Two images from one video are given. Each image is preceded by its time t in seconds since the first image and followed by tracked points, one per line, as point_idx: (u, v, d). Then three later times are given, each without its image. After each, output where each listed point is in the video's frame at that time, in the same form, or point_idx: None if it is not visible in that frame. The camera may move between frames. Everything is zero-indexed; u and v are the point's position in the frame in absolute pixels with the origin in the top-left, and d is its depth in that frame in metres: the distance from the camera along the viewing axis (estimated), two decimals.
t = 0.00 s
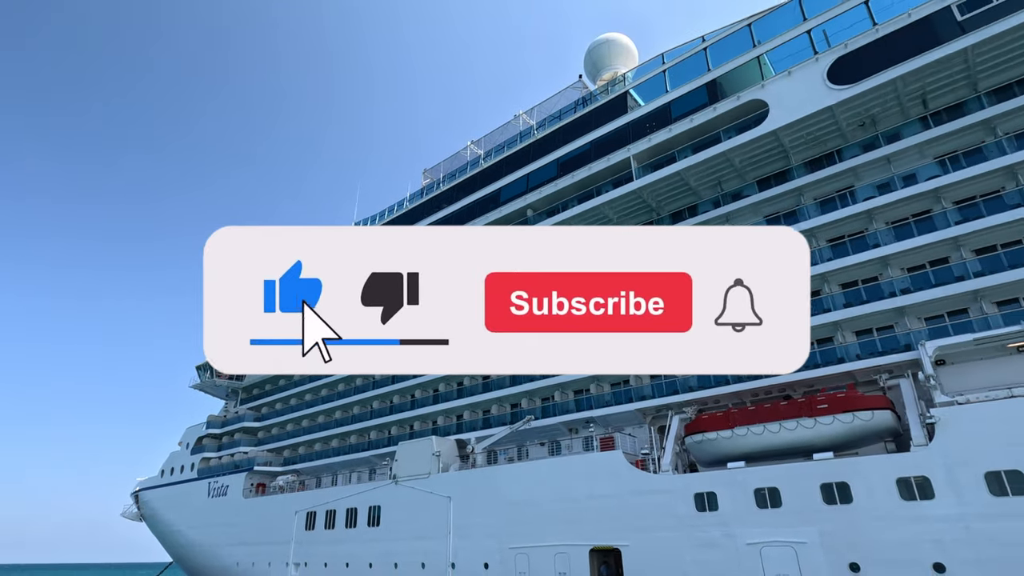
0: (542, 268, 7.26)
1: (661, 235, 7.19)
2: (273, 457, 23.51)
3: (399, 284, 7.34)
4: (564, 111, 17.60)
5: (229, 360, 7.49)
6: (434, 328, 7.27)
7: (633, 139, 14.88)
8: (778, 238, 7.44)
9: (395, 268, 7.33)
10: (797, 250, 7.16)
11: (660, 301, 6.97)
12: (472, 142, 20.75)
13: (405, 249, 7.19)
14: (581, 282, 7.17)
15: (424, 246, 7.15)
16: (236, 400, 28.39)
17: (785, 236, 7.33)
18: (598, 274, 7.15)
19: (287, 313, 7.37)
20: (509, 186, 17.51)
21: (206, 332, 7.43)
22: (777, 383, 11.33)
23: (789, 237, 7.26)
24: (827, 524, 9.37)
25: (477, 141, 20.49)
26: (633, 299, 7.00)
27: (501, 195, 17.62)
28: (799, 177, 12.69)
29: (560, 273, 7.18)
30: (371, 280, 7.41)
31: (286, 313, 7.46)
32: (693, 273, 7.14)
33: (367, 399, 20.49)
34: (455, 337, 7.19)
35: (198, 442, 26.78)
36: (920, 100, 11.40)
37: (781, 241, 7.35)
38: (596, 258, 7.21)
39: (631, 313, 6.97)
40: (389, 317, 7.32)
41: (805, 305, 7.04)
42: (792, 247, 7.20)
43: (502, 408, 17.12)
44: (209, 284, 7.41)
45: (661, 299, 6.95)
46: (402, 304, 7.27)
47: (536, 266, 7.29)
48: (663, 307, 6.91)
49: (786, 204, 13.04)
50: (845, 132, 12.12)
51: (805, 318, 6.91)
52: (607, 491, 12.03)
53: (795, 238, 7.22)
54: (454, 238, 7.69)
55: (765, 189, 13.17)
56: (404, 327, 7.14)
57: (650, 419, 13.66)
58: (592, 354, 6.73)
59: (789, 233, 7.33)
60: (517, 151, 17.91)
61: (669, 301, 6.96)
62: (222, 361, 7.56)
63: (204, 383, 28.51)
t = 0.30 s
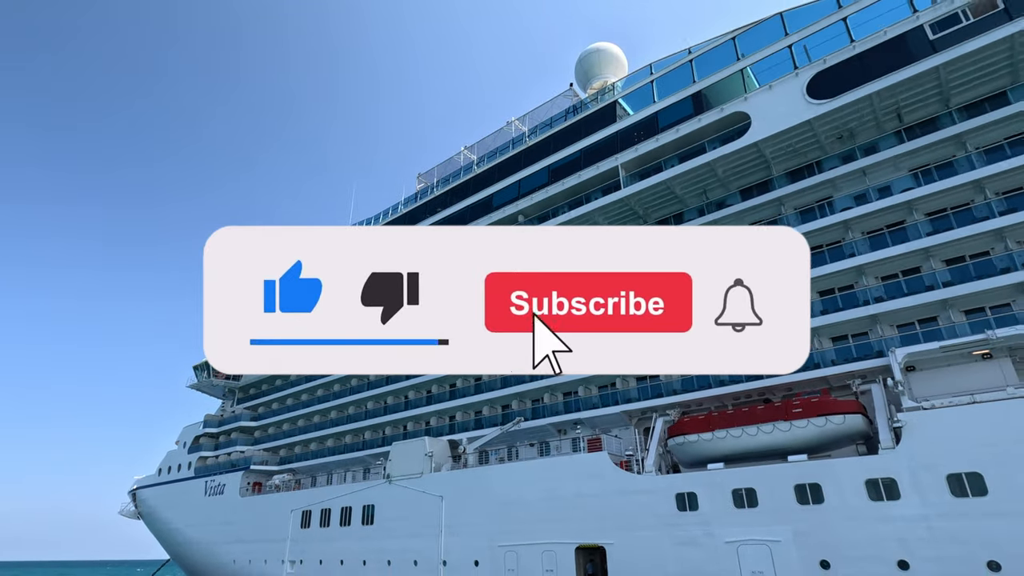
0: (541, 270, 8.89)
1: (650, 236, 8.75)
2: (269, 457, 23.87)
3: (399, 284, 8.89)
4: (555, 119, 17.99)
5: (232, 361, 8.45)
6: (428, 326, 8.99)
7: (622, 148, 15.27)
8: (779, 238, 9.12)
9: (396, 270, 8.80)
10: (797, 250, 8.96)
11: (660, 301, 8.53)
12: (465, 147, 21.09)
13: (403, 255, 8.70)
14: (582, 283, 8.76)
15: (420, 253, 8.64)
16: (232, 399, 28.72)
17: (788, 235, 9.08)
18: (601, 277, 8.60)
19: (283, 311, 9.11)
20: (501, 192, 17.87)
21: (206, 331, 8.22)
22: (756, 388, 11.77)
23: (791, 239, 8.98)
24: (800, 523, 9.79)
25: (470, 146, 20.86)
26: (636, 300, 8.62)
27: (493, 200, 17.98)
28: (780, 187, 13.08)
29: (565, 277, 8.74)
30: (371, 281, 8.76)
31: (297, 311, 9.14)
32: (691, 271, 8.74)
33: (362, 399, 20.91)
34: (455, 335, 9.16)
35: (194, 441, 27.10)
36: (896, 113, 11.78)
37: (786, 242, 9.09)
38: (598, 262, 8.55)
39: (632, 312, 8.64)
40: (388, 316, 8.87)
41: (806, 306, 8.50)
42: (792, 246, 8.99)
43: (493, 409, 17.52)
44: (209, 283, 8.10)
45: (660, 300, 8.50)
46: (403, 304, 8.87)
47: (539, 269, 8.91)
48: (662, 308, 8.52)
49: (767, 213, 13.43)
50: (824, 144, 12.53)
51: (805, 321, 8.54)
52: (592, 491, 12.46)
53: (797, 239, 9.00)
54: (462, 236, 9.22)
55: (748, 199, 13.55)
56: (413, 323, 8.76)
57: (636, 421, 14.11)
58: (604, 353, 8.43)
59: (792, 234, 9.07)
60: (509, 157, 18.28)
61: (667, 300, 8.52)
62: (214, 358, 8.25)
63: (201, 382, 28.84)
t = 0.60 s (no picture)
0: (541, 270, 8.64)
1: (651, 237, 8.56)
2: (269, 455, 24.30)
3: (399, 284, 8.66)
4: (549, 125, 18.36)
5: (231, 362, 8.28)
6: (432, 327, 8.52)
7: (613, 155, 15.65)
8: (780, 239, 8.93)
9: (396, 269, 8.63)
10: (797, 248, 8.78)
11: (660, 301, 8.64)
12: (462, 151, 21.46)
13: (408, 252, 8.60)
14: (581, 284, 8.58)
15: (422, 254, 8.37)
16: (233, 398, 29.15)
17: (788, 236, 8.92)
18: (599, 277, 8.57)
19: (283, 312, 7.98)
20: (496, 197, 18.24)
21: (206, 332, 8.34)
22: (742, 389, 12.18)
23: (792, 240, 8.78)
24: (778, 521, 10.20)
25: (467, 151, 21.23)
26: (640, 300, 8.68)
27: (488, 205, 18.36)
28: (766, 195, 13.45)
29: (565, 276, 8.55)
30: (371, 280, 8.65)
31: (286, 312, 8.10)
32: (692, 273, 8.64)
33: (361, 399, 21.34)
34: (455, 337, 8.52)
35: (196, 439, 27.52)
36: (877, 125, 12.15)
37: (787, 242, 8.92)
38: (598, 261, 8.56)
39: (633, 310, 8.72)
40: (389, 316, 8.61)
41: (806, 306, 8.42)
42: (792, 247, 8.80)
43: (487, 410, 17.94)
44: (210, 280, 8.35)
45: (661, 299, 8.60)
46: (403, 304, 8.61)
47: (539, 269, 8.66)
48: (662, 308, 8.65)
49: (753, 220, 13.80)
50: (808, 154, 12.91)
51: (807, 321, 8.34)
52: (582, 490, 12.86)
53: (797, 239, 8.84)
54: (465, 236, 8.92)
55: (735, 206, 13.93)
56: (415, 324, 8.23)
57: (625, 421, 14.52)
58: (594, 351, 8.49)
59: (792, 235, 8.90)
60: (504, 162, 18.66)
61: (667, 300, 8.62)
62: (213, 355, 8.32)
63: (202, 381, 29.25)
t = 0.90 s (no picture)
0: (541, 270, 8.97)
1: (652, 236, 8.91)
2: (269, 454, 24.69)
3: (399, 284, 9.00)
4: (543, 132, 18.75)
5: (236, 358, 8.77)
6: (423, 326, 8.87)
7: (605, 163, 16.04)
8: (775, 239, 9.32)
9: (396, 269, 9.01)
10: (796, 248, 9.12)
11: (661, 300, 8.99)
12: (458, 157, 21.84)
13: (402, 257, 8.83)
14: (581, 284, 8.93)
15: (422, 254, 8.74)
16: (233, 398, 29.56)
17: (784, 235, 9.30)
18: (598, 278, 8.90)
19: (282, 311, 8.80)
20: (491, 202, 18.61)
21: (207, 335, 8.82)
22: (727, 393, 12.57)
23: (792, 241, 9.11)
24: (759, 520, 10.59)
25: (463, 156, 21.62)
26: (639, 299, 8.96)
27: (483, 211, 18.74)
28: (752, 204, 13.83)
29: (564, 277, 8.87)
30: (371, 280, 9.01)
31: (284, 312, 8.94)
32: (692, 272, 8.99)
33: (359, 400, 21.76)
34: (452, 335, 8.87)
35: (196, 438, 27.90)
36: (858, 137, 12.54)
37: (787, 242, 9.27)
38: (599, 262, 8.89)
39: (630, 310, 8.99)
40: (389, 316, 8.96)
41: (806, 306, 8.51)
42: (791, 247, 9.15)
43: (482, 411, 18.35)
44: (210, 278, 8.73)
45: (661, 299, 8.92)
46: (403, 304, 8.98)
47: (541, 271, 8.99)
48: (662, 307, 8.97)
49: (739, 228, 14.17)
50: (792, 165, 13.32)
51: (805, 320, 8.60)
52: (573, 490, 13.25)
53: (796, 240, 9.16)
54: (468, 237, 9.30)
55: (722, 214, 14.30)
56: (413, 321, 8.81)
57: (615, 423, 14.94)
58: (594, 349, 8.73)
59: (790, 234, 9.27)
60: (499, 169, 19.04)
61: (667, 300, 8.97)
62: (210, 350, 8.89)
63: (203, 382, 29.64)
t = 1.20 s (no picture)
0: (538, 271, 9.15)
1: (654, 237, 9.31)
2: (268, 454, 25.10)
3: (400, 284, 9.30)
4: (537, 140, 19.15)
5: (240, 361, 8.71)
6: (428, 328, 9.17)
7: (596, 172, 16.43)
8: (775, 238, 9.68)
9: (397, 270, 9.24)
10: (797, 247, 9.48)
11: (661, 298, 9.00)
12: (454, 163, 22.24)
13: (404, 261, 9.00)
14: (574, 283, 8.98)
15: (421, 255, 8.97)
16: (232, 399, 29.98)
17: (784, 234, 9.65)
18: (590, 279, 8.97)
19: (283, 311, 8.76)
20: (486, 209, 18.99)
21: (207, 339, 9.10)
22: (712, 397, 12.99)
23: (791, 240, 9.50)
24: (739, 520, 11.01)
25: (459, 163, 22.02)
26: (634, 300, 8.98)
27: (477, 217, 19.13)
28: (738, 213, 14.20)
29: (560, 277, 9.00)
30: (370, 280, 9.33)
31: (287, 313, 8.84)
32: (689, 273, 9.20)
33: (356, 401, 22.21)
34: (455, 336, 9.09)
35: (195, 438, 28.28)
36: (838, 150, 12.96)
37: (787, 243, 9.59)
38: (593, 262, 9.02)
39: (618, 310, 8.92)
40: (389, 316, 9.31)
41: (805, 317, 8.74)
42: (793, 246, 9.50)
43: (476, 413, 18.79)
44: (209, 282, 8.31)
45: (662, 297, 8.92)
46: (403, 303, 9.29)
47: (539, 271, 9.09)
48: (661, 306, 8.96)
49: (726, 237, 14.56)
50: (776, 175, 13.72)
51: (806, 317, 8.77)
52: (563, 491, 13.65)
53: (797, 240, 9.50)
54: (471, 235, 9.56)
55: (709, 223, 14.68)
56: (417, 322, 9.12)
57: (605, 426, 15.38)
58: (582, 350, 8.68)
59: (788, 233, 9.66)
60: (493, 176, 19.43)
61: (667, 298, 9.01)
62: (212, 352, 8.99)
63: (202, 382, 30.04)
